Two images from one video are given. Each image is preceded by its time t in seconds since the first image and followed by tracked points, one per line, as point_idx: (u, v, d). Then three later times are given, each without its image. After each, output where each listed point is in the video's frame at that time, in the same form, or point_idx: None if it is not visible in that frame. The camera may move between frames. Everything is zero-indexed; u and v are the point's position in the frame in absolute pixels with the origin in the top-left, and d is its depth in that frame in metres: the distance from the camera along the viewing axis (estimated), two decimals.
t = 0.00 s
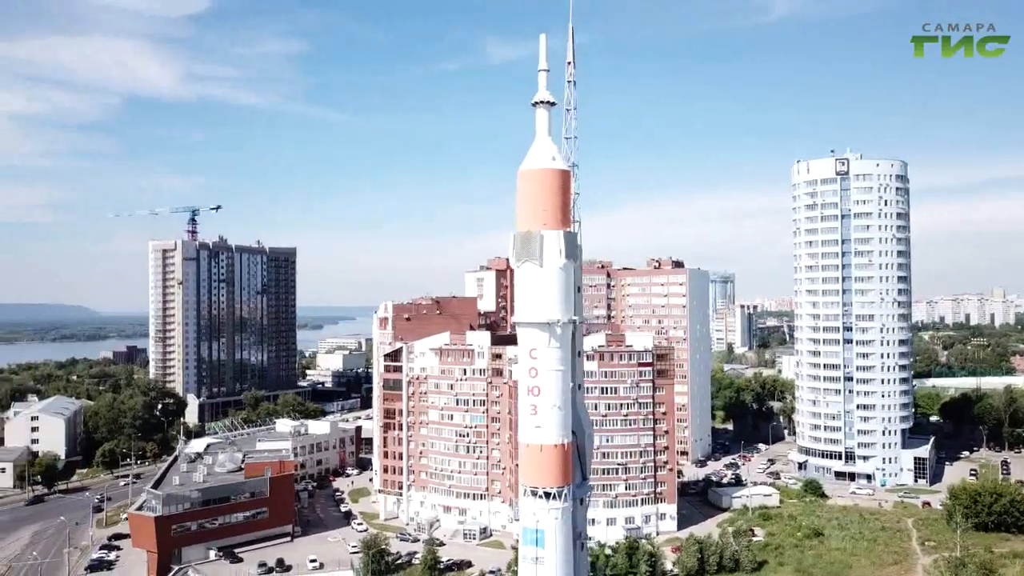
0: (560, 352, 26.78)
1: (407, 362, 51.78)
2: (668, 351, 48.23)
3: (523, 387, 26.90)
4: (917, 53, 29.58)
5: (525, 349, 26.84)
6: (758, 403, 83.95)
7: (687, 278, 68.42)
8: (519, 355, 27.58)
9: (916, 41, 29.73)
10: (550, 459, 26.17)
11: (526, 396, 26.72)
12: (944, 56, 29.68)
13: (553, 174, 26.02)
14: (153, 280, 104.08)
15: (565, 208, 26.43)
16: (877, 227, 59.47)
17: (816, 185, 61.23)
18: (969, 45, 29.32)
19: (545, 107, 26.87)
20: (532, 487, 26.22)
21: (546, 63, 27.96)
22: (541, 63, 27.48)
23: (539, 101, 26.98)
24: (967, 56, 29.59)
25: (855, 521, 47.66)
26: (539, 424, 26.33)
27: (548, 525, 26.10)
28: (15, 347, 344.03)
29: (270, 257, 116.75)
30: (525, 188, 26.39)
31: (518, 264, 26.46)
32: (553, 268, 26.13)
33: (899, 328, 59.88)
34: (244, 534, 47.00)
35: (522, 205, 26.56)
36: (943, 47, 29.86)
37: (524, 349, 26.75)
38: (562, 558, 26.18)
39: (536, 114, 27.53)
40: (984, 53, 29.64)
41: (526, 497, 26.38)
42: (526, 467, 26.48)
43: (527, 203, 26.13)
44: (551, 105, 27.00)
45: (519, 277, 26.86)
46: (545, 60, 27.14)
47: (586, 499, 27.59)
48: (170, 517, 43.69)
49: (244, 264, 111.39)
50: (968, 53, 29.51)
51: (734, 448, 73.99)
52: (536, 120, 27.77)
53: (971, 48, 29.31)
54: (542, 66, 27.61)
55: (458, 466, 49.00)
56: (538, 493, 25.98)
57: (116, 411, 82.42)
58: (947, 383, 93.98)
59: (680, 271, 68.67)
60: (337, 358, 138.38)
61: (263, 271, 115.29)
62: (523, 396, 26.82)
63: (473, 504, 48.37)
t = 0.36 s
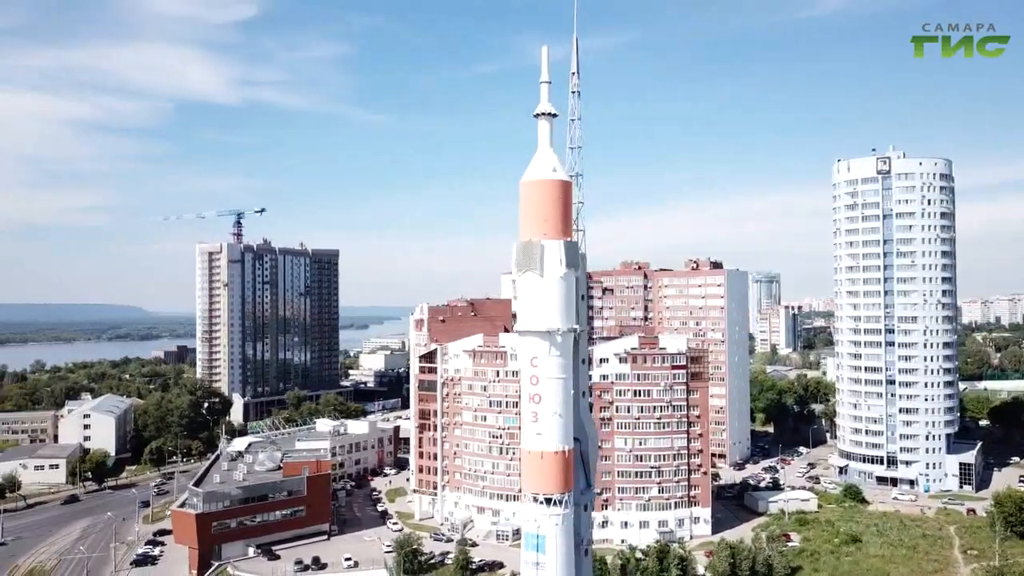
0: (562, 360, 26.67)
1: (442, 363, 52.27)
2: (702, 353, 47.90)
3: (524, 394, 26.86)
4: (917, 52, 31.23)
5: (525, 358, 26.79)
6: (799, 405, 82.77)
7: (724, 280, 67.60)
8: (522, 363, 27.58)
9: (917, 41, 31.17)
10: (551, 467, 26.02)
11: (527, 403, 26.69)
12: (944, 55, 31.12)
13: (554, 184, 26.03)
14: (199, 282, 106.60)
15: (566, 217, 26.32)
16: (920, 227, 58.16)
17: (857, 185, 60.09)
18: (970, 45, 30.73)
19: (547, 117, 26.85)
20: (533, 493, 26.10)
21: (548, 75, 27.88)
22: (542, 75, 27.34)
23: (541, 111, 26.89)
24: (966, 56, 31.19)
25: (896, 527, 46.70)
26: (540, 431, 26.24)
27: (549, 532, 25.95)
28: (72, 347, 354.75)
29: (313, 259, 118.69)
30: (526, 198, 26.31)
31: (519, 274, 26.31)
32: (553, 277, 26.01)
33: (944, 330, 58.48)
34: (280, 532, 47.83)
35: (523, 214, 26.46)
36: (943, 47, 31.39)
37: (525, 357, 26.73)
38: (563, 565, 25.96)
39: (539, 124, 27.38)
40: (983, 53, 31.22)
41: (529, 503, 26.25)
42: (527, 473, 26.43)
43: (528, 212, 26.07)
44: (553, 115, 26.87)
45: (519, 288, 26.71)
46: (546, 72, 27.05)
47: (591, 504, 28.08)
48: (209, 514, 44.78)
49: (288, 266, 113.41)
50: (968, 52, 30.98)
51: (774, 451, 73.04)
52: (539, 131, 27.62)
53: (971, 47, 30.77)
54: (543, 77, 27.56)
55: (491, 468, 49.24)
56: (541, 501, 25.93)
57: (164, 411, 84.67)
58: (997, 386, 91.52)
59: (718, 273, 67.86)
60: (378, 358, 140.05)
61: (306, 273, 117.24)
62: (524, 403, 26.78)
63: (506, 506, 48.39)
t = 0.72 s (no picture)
0: (559, 367, 26.85)
1: (472, 365, 52.55)
2: (734, 356, 47.37)
3: (523, 401, 27.10)
4: (919, 51, 33.50)
5: (524, 366, 27.05)
6: (839, 408, 81.34)
7: (761, 281, 66.59)
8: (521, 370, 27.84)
9: (919, 41, 33.72)
10: (548, 473, 26.23)
11: (525, 410, 26.87)
12: (944, 55, 33.40)
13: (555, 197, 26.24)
14: (241, 283, 108.75)
15: (565, 226, 26.46)
16: (961, 227, 56.91)
17: (896, 184, 58.87)
18: (969, 45, 33.05)
19: (544, 128, 27.11)
20: (532, 499, 26.34)
21: (547, 85, 28.28)
22: (541, 86, 27.75)
23: (539, 123, 27.28)
24: (968, 55, 33.57)
25: (933, 534, 45.77)
26: (538, 438, 26.46)
27: (546, 537, 26.17)
28: (122, 347, 363.96)
29: (352, 261, 120.18)
30: (524, 208, 26.51)
31: (518, 283, 26.64)
32: (550, 287, 26.20)
33: (986, 333, 57.21)
34: (312, 531, 48.68)
35: (523, 224, 26.71)
36: (944, 48, 33.82)
37: (523, 365, 26.97)
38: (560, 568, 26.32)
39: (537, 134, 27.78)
40: (984, 52, 33.46)
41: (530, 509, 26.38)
42: (525, 479, 26.68)
43: (526, 222, 26.31)
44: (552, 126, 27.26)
45: (519, 296, 27.00)
46: (543, 83, 27.39)
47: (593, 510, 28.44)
48: (245, 512, 45.76)
49: (327, 267, 114.93)
50: (968, 51, 33.34)
51: (812, 454, 71.94)
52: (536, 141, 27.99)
53: (971, 47, 33.07)
54: (542, 88, 27.99)
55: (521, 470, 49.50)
56: (542, 507, 26.07)
57: (206, 409, 86.76)
58: None
59: (754, 274, 66.87)
60: (416, 358, 141.25)
61: (345, 274, 118.68)
62: (523, 410, 27.01)
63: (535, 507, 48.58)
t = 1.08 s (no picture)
0: (556, 375, 27.10)
1: (502, 367, 52.81)
2: (764, 358, 47.16)
3: (520, 409, 27.34)
4: (920, 51, 34.36)
5: (520, 373, 27.36)
6: (878, 411, 79.80)
7: (796, 283, 65.70)
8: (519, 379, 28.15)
9: (918, 41, 34.72)
10: (545, 479, 26.37)
11: (522, 417, 27.14)
12: (945, 54, 34.19)
13: (553, 205, 26.56)
14: (281, 285, 110.69)
15: (562, 235, 26.81)
16: (1003, 227, 55.56)
17: (935, 183, 57.63)
18: (969, 44, 33.86)
19: (544, 140, 27.96)
20: (530, 505, 26.45)
21: (546, 98, 29.69)
22: (539, 99, 29.09)
23: (538, 134, 28.28)
24: (968, 55, 34.54)
25: (972, 542, 44.69)
26: (535, 445, 26.64)
27: (543, 543, 26.23)
28: (169, 347, 371.58)
29: (389, 263, 121.38)
30: (523, 218, 26.93)
31: (516, 291, 27.02)
32: (547, 296, 26.51)
33: None
34: (344, 530, 49.44)
35: (521, 233, 27.14)
36: (944, 47, 34.52)
37: (520, 373, 27.25)
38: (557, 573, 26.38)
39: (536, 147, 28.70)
40: (983, 52, 34.67)
41: (529, 515, 26.52)
42: (523, 485, 26.87)
43: (523, 232, 26.74)
44: (551, 137, 28.19)
45: (517, 305, 27.41)
46: (541, 97, 28.76)
47: (592, 516, 28.77)
48: (278, 511, 46.71)
49: (365, 269, 116.34)
50: (969, 50, 34.05)
51: (849, 458, 70.72)
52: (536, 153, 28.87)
53: (971, 47, 33.85)
54: (541, 100, 29.34)
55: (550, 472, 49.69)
56: (540, 512, 26.19)
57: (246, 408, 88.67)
58: None
59: (789, 274, 65.96)
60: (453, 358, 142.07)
61: (383, 275, 119.92)
62: (521, 418, 27.25)
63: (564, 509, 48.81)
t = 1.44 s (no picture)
0: (555, 384, 26.96)
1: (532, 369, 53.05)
2: (797, 361, 46.52)
3: (520, 416, 27.31)
4: (917, 52, 30.82)
5: (518, 381, 27.35)
6: (921, 415, 78.04)
7: (833, 284, 64.68)
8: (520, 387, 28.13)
9: (916, 42, 30.59)
10: (544, 486, 26.34)
11: (520, 425, 27.13)
12: (943, 55, 30.79)
13: (553, 215, 26.59)
14: (319, 286, 112.23)
15: (560, 246, 26.76)
16: None
17: (976, 183, 56.29)
18: (969, 44, 30.75)
19: (543, 150, 27.66)
20: (528, 511, 26.47)
21: (545, 109, 29.09)
22: (538, 109, 28.59)
23: (537, 145, 27.97)
24: (968, 56, 31.09)
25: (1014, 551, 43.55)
26: (533, 452, 26.60)
27: (541, 548, 26.21)
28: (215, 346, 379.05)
29: (426, 264, 122.30)
30: (522, 228, 27.01)
31: (515, 300, 27.12)
32: (544, 304, 26.52)
33: None
34: (377, 530, 50.17)
35: (521, 243, 27.22)
36: (944, 47, 30.81)
37: (519, 381, 27.22)
38: None
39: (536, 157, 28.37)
40: (986, 52, 31.27)
41: (529, 520, 26.50)
42: (523, 491, 26.90)
43: (521, 242, 26.79)
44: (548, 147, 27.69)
45: (517, 314, 27.50)
46: (540, 108, 28.34)
47: (593, 523, 28.58)
48: (311, 510, 47.49)
49: (402, 271, 117.34)
50: (969, 52, 30.84)
51: (889, 463, 69.21)
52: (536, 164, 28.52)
53: (971, 47, 30.70)
54: (540, 111, 28.79)
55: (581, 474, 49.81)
56: (539, 518, 26.17)
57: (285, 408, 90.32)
58: None
59: (826, 275, 64.96)
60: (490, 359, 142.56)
61: (420, 277, 120.72)
62: (520, 425, 27.24)
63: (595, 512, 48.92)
